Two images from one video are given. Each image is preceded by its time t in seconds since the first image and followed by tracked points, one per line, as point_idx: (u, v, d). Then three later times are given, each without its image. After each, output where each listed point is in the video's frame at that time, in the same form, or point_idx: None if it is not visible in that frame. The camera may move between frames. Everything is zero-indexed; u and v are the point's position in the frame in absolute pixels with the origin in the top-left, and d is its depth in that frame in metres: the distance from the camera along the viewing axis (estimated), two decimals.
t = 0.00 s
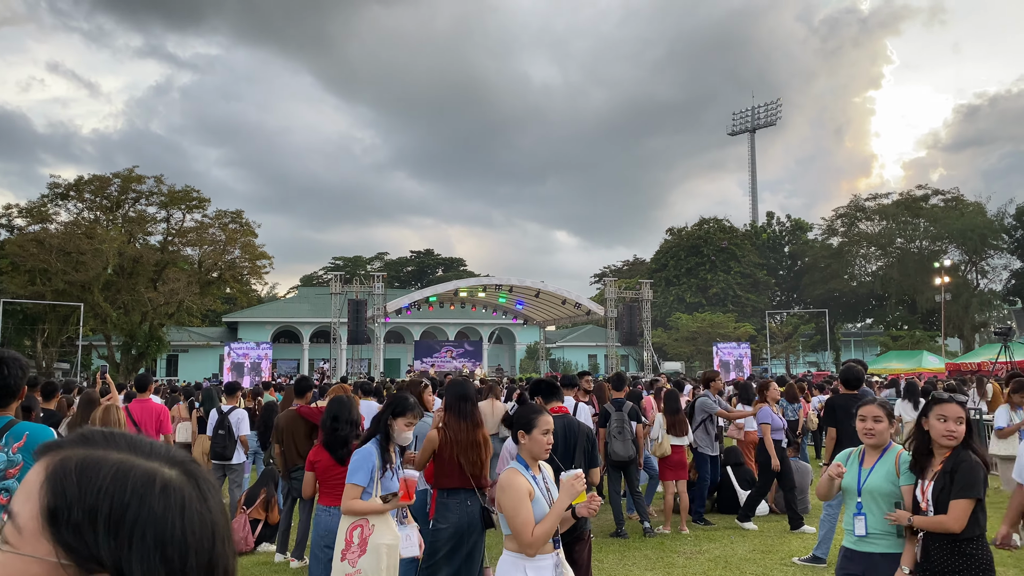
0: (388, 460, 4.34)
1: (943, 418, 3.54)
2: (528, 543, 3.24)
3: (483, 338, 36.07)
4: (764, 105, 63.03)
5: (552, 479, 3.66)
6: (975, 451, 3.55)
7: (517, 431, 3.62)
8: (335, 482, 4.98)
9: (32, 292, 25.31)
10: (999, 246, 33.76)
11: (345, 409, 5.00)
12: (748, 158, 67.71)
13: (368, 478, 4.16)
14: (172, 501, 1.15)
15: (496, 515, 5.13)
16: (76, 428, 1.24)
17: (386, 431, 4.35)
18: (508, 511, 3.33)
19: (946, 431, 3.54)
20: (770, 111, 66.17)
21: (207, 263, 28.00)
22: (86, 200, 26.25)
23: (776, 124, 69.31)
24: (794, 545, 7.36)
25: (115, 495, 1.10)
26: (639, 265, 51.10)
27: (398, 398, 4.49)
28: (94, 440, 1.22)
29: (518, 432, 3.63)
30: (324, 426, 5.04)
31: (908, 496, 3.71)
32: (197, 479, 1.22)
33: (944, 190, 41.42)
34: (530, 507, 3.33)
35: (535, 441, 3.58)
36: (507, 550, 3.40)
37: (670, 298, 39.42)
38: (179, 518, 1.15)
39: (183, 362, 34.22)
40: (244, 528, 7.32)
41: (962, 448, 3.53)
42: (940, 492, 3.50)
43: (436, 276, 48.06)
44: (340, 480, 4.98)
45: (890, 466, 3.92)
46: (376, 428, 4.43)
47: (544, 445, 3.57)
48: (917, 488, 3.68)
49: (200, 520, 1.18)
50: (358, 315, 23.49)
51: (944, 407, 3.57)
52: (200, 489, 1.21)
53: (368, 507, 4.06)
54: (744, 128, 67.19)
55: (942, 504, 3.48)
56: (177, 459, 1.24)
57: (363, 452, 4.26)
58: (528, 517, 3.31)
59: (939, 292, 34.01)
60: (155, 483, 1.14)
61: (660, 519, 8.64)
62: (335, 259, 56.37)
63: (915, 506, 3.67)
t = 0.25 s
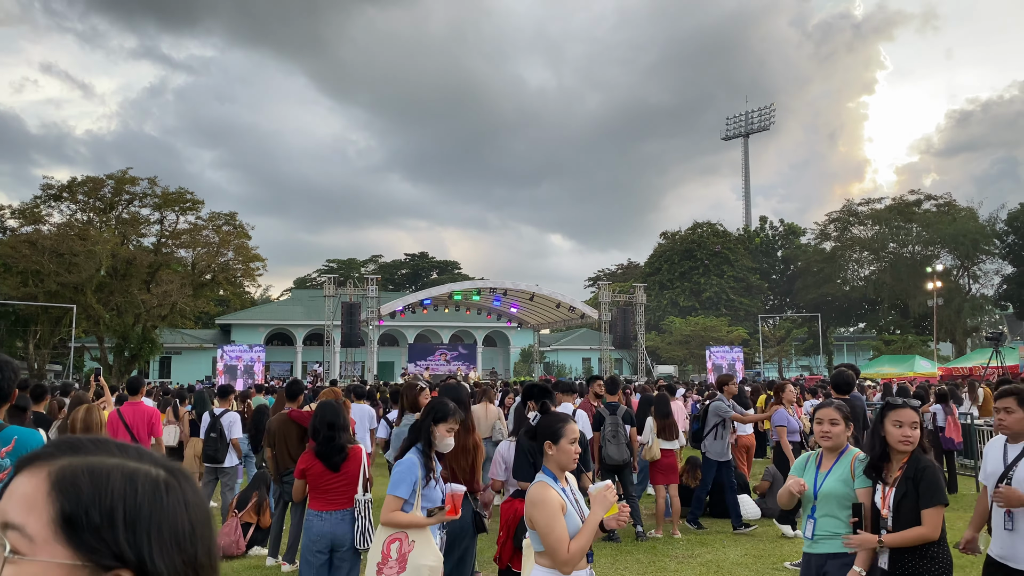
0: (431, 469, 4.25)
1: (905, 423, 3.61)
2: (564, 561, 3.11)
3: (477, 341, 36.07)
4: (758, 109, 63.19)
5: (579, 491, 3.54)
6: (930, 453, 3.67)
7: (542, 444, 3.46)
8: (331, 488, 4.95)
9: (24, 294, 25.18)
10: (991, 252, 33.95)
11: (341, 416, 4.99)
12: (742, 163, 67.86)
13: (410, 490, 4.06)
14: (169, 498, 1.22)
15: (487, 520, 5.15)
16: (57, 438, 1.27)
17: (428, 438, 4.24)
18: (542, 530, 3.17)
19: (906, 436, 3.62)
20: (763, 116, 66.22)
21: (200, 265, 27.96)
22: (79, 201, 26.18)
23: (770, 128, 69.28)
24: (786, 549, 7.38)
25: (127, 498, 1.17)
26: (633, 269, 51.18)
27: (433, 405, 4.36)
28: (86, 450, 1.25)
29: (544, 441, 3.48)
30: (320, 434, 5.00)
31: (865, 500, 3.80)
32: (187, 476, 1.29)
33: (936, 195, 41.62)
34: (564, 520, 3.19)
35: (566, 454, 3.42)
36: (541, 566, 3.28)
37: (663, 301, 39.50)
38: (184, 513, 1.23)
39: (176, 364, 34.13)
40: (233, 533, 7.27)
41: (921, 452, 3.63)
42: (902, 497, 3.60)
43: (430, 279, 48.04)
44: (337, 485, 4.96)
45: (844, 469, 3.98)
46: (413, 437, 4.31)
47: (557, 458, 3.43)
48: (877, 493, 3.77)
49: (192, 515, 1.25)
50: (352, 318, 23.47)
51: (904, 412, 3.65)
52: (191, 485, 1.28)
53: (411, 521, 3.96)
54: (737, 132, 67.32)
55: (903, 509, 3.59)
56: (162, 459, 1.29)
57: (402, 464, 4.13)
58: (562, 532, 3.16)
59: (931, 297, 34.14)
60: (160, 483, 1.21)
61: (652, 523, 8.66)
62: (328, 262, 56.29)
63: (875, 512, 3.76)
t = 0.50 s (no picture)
0: (464, 472, 4.17)
1: (863, 430, 3.72)
2: (604, 566, 3.01)
3: (470, 344, 36.05)
4: (751, 114, 63.37)
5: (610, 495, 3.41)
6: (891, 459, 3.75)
7: (574, 447, 3.34)
8: (318, 491, 4.92)
9: (14, 296, 25.04)
10: (982, 256, 34.08)
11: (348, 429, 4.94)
12: (735, 167, 68.05)
13: (442, 491, 3.96)
14: (129, 487, 1.24)
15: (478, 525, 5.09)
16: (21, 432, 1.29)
17: (463, 439, 4.19)
18: (582, 534, 3.06)
19: (866, 444, 3.72)
20: (756, 120, 66.40)
21: (192, 267, 27.88)
22: (70, 203, 26.08)
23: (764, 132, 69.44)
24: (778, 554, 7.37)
25: (91, 487, 1.20)
26: (627, 272, 51.22)
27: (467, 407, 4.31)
28: (51, 445, 1.28)
29: (576, 443, 3.35)
30: (323, 441, 4.90)
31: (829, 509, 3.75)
32: (147, 467, 1.31)
33: (928, 200, 41.81)
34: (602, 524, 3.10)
35: (600, 457, 3.32)
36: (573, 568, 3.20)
37: (656, 305, 39.55)
38: (147, 501, 1.25)
39: (168, 367, 34.02)
40: (224, 536, 7.27)
41: (881, 458, 3.73)
42: (866, 504, 3.66)
43: (424, 282, 48.03)
44: (323, 490, 4.93)
45: (804, 477, 3.94)
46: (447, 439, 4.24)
47: (587, 462, 3.31)
48: (842, 500, 3.81)
49: (152, 504, 1.27)
50: (344, 320, 23.41)
51: (863, 419, 3.75)
52: (152, 475, 1.30)
53: (446, 522, 3.85)
54: (731, 136, 67.50)
55: (869, 515, 3.66)
56: (122, 451, 1.31)
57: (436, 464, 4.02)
58: (602, 535, 3.06)
59: (923, 301, 34.25)
60: (119, 474, 1.23)
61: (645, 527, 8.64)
62: (321, 264, 56.23)
63: (840, 520, 3.79)
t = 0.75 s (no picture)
0: (495, 480, 3.89)
1: (817, 433, 3.76)
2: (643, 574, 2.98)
3: (463, 347, 36.04)
4: (744, 118, 63.59)
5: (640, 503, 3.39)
6: (848, 462, 3.79)
7: (611, 454, 3.29)
8: (307, 496, 4.87)
9: (5, 298, 24.92)
10: (973, 260, 34.25)
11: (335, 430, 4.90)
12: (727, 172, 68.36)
13: (473, 501, 3.73)
14: (89, 486, 1.23)
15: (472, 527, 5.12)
16: None
17: (496, 448, 3.96)
18: (623, 543, 3.04)
19: (821, 447, 3.76)
20: (748, 125, 66.74)
21: (185, 270, 27.83)
22: (62, 205, 26.01)
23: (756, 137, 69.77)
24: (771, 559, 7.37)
25: (47, 489, 1.19)
26: (621, 276, 51.31)
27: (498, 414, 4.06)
28: (8, 450, 1.27)
29: (612, 449, 3.30)
30: (317, 446, 4.84)
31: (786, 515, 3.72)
32: (105, 469, 1.29)
33: (919, 205, 42.07)
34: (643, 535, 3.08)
35: (634, 463, 3.30)
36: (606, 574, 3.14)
37: (650, 309, 39.63)
38: (104, 504, 1.24)
39: (159, 370, 33.91)
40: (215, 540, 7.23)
41: (838, 462, 3.78)
42: (826, 507, 3.67)
43: (417, 285, 48.05)
44: (311, 495, 4.87)
45: (761, 483, 3.86)
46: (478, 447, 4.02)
47: (622, 467, 3.28)
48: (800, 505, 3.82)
49: (111, 503, 1.26)
50: (337, 323, 23.39)
51: (817, 423, 3.79)
52: (110, 477, 1.28)
53: (481, 532, 3.63)
54: (723, 141, 67.80)
55: (828, 519, 3.68)
56: (83, 452, 1.30)
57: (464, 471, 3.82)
58: (641, 544, 3.04)
59: (915, 305, 34.42)
60: (76, 475, 1.22)
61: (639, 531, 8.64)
62: (314, 267, 56.19)
63: (795, 523, 3.78)
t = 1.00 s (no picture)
0: (526, 484, 3.75)
1: (779, 434, 3.72)
2: None
3: (457, 351, 36.04)
4: (737, 123, 63.80)
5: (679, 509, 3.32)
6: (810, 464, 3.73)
7: (655, 464, 3.20)
8: (296, 501, 4.86)
9: None
10: (965, 264, 34.41)
11: (315, 434, 4.81)
12: (721, 176, 68.60)
13: (501, 505, 3.63)
14: (55, 499, 1.23)
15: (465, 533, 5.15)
16: None
17: (526, 451, 3.78)
18: (674, 551, 2.91)
19: (784, 448, 3.72)
20: (741, 129, 66.99)
21: (178, 273, 27.78)
22: (54, 208, 25.94)
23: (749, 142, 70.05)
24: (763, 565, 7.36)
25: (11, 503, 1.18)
26: (614, 279, 51.38)
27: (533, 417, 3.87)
28: None
29: (658, 458, 3.21)
30: (292, 450, 4.78)
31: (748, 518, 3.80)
32: (73, 483, 1.29)
33: (912, 209, 42.29)
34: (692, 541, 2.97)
35: (680, 473, 3.21)
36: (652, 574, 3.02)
37: (643, 312, 39.69)
38: (70, 517, 1.24)
39: (152, 373, 33.80)
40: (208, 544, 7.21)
41: (802, 464, 3.72)
42: (789, 511, 3.63)
43: (411, 289, 48.03)
44: (300, 499, 4.87)
45: (720, 487, 3.97)
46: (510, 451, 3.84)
47: (669, 478, 3.20)
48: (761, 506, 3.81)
49: (78, 516, 1.25)
50: (330, 327, 23.36)
51: (779, 425, 3.76)
52: (78, 490, 1.28)
53: (508, 537, 3.52)
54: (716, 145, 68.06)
55: (791, 523, 3.62)
56: (50, 466, 1.29)
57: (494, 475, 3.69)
58: (693, 553, 2.93)
59: (907, 309, 34.56)
60: (42, 489, 1.22)
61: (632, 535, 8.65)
62: (308, 270, 56.13)
63: (756, 525, 3.79)
